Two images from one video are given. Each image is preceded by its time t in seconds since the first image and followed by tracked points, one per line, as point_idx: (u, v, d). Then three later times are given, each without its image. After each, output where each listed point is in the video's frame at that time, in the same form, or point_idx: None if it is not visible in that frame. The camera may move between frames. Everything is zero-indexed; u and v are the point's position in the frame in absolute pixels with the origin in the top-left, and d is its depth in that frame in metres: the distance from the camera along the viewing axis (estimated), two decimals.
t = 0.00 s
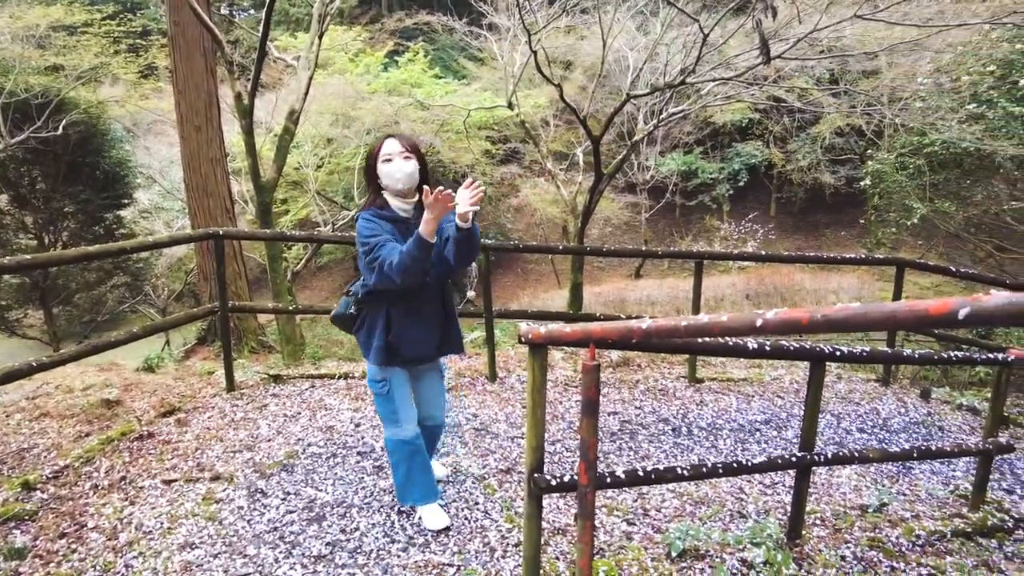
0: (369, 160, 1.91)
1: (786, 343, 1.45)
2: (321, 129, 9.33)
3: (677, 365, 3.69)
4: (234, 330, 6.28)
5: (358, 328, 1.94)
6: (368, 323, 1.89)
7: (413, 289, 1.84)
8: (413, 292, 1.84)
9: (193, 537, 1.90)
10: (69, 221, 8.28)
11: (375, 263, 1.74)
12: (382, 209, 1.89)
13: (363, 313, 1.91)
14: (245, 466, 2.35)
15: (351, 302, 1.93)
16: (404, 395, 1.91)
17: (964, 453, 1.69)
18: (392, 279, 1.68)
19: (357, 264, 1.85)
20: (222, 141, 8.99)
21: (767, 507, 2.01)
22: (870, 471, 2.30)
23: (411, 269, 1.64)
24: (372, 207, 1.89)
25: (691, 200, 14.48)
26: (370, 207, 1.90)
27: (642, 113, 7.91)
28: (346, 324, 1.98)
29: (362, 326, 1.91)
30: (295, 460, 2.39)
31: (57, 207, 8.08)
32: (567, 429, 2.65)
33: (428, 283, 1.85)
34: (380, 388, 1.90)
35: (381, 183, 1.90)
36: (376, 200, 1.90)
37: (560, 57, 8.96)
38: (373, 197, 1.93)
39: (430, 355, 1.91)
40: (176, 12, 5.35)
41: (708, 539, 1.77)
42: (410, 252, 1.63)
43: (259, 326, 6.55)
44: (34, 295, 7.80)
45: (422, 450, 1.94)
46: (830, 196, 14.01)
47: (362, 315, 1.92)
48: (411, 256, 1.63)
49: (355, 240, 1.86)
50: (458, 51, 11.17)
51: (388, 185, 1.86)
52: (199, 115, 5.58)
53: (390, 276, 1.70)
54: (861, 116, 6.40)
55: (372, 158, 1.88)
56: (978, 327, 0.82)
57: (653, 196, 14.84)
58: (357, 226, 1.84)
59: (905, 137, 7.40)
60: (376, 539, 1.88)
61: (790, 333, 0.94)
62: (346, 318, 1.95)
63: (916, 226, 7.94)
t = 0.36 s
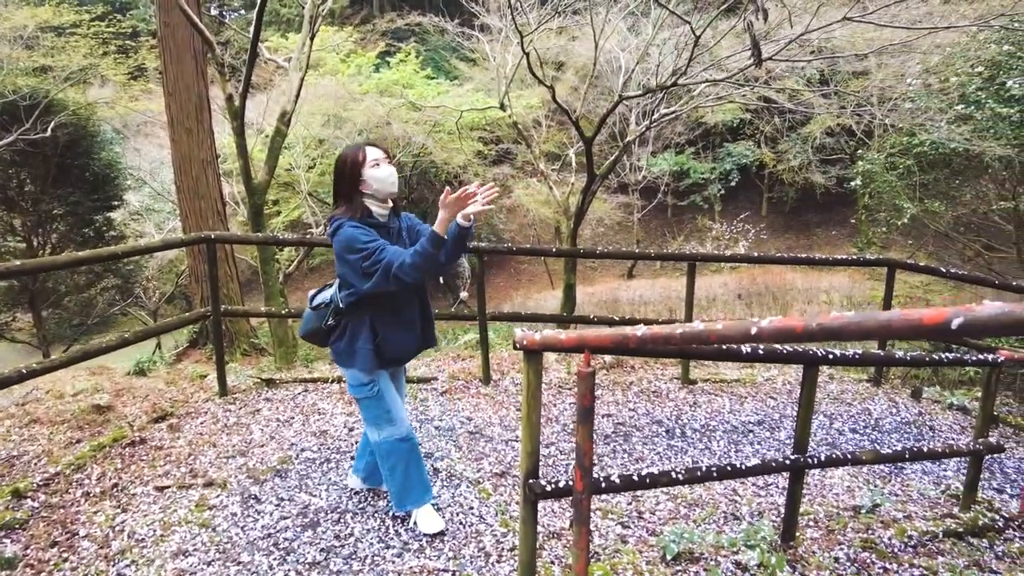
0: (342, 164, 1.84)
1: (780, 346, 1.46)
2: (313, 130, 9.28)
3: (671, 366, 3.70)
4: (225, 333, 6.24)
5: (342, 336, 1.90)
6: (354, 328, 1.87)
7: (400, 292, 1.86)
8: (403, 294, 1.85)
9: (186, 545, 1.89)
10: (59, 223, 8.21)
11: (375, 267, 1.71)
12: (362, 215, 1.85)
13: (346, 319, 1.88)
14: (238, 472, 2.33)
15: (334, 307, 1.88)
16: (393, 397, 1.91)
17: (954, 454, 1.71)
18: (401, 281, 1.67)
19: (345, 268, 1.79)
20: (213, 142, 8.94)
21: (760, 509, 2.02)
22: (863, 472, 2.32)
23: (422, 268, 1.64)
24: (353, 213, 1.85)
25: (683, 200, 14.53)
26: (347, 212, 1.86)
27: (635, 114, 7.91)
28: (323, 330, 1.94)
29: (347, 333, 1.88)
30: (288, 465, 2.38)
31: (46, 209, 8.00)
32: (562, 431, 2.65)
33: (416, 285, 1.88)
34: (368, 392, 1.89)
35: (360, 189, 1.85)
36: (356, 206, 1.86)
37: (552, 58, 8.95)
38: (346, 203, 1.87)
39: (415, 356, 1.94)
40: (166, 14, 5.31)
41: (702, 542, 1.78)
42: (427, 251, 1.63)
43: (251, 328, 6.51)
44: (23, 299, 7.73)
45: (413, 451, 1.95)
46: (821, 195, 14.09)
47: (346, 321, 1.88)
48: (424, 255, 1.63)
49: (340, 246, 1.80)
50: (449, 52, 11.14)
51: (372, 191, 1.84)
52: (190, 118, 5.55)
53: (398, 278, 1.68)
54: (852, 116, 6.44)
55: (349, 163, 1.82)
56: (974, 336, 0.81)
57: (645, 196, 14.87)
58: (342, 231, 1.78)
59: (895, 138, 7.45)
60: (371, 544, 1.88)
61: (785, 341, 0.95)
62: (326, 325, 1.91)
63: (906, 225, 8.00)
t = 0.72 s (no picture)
0: (304, 184, 1.73)
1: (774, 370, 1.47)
2: (306, 145, 9.28)
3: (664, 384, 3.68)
4: (217, 351, 6.19)
5: (329, 357, 1.83)
6: (341, 346, 1.82)
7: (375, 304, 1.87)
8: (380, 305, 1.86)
9: None
10: (50, 239, 8.16)
11: (372, 279, 1.67)
12: (336, 233, 1.79)
13: (329, 339, 1.83)
14: (226, 499, 2.29)
15: (317, 330, 1.80)
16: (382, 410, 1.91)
17: (949, 477, 1.71)
18: (403, 288, 1.67)
19: (331, 285, 1.73)
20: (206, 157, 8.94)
21: (755, 534, 2.00)
22: (859, 494, 2.30)
23: (424, 271, 1.67)
24: (327, 231, 1.77)
25: (676, 213, 14.59)
26: (316, 232, 1.77)
27: (627, 129, 7.94)
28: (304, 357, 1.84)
29: (332, 353, 1.83)
30: (277, 492, 2.34)
31: (37, 225, 7.95)
32: (555, 455, 2.62)
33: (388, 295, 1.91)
34: (361, 409, 1.85)
35: (331, 207, 1.78)
36: (324, 224, 1.78)
37: (545, 74, 8.99)
38: (313, 223, 1.77)
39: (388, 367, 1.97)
40: (158, 30, 5.27)
41: (696, 569, 1.76)
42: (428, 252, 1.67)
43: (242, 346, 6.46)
44: (12, 315, 7.67)
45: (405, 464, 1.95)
46: (813, 208, 14.17)
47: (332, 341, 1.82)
48: (427, 258, 1.66)
49: (323, 265, 1.72)
50: (442, 67, 11.19)
51: (343, 208, 1.79)
52: (183, 134, 5.53)
53: (402, 286, 1.67)
54: (842, 131, 6.48)
55: (316, 182, 1.73)
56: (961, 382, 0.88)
57: (638, 210, 14.92)
58: (325, 250, 1.71)
59: (885, 152, 7.51)
60: None
61: (777, 380, 0.98)
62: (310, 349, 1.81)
63: (897, 239, 8.01)
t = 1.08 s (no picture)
0: (287, 254, 1.70)
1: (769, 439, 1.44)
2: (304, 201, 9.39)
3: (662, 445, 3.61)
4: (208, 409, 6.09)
5: (328, 429, 1.76)
6: (338, 415, 1.77)
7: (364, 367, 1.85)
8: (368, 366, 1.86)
9: None
10: (44, 294, 8.13)
11: (372, 342, 1.67)
12: (324, 299, 1.76)
13: (328, 410, 1.76)
14: (208, 572, 2.21)
15: (316, 403, 1.72)
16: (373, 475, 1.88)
17: (954, 547, 1.65)
18: (402, 345, 1.71)
19: (330, 352, 1.69)
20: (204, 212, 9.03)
21: None
22: (864, 564, 2.23)
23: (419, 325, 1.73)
24: (315, 298, 1.74)
25: (671, 265, 14.70)
26: (304, 301, 1.73)
27: (620, 185, 8.07)
28: (303, 436, 1.72)
29: (331, 423, 1.77)
30: (262, 565, 2.26)
31: (32, 280, 7.95)
32: (551, 522, 2.54)
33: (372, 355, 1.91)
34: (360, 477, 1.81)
35: (315, 275, 1.76)
36: (309, 292, 1.74)
37: (540, 131, 9.20)
38: (298, 293, 1.73)
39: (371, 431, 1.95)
40: (162, 90, 5.45)
41: None
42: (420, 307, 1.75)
43: (233, 403, 6.36)
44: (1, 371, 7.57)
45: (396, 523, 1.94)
46: (805, 261, 14.30)
47: (329, 411, 1.76)
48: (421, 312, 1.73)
49: (319, 333, 1.68)
50: (440, 125, 11.46)
51: (328, 274, 1.78)
52: (181, 190, 5.59)
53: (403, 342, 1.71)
54: (832, 187, 6.59)
55: (302, 250, 1.71)
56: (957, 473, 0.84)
57: (633, 263, 15.03)
58: (321, 317, 1.68)
59: (875, 208, 7.63)
60: None
61: (770, 466, 0.96)
62: (310, 424, 1.72)
63: (891, 291, 8.16)
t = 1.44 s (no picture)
0: (296, 328, 1.70)
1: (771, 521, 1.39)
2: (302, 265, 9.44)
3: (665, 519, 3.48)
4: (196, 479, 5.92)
5: (324, 509, 1.70)
6: (337, 494, 1.72)
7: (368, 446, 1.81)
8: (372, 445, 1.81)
9: None
10: (37, 357, 8.08)
11: (376, 420, 1.64)
12: (331, 375, 1.74)
13: (326, 489, 1.71)
14: None
15: (315, 480, 1.67)
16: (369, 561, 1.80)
17: None
18: (408, 425, 1.67)
19: (333, 429, 1.66)
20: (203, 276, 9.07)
21: None
22: None
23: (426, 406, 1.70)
24: (321, 373, 1.72)
25: (669, 328, 14.67)
26: (310, 376, 1.71)
27: (617, 250, 8.14)
28: (298, 514, 1.67)
29: (329, 503, 1.71)
30: None
31: (27, 343, 7.92)
32: None
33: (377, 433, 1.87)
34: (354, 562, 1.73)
35: (323, 350, 1.74)
36: (316, 367, 1.72)
37: (537, 197, 9.37)
38: (305, 367, 1.71)
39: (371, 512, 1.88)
40: (166, 157, 5.57)
41: None
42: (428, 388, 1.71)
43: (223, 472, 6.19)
44: None
45: None
46: (803, 324, 14.28)
47: (328, 490, 1.71)
48: (429, 393, 1.69)
49: (323, 409, 1.65)
50: (439, 190, 11.68)
51: (337, 349, 1.76)
52: (179, 254, 5.64)
53: (409, 423, 1.67)
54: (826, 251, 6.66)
55: (311, 326, 1.71)
56: None
57: (631, 325, 15.01)
58: (326, 394, 1.65)
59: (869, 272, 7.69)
60: None
61: (772, 563, 0.92)
62: (307, 503, 1.66)
63: (891, 355, 8.12)
